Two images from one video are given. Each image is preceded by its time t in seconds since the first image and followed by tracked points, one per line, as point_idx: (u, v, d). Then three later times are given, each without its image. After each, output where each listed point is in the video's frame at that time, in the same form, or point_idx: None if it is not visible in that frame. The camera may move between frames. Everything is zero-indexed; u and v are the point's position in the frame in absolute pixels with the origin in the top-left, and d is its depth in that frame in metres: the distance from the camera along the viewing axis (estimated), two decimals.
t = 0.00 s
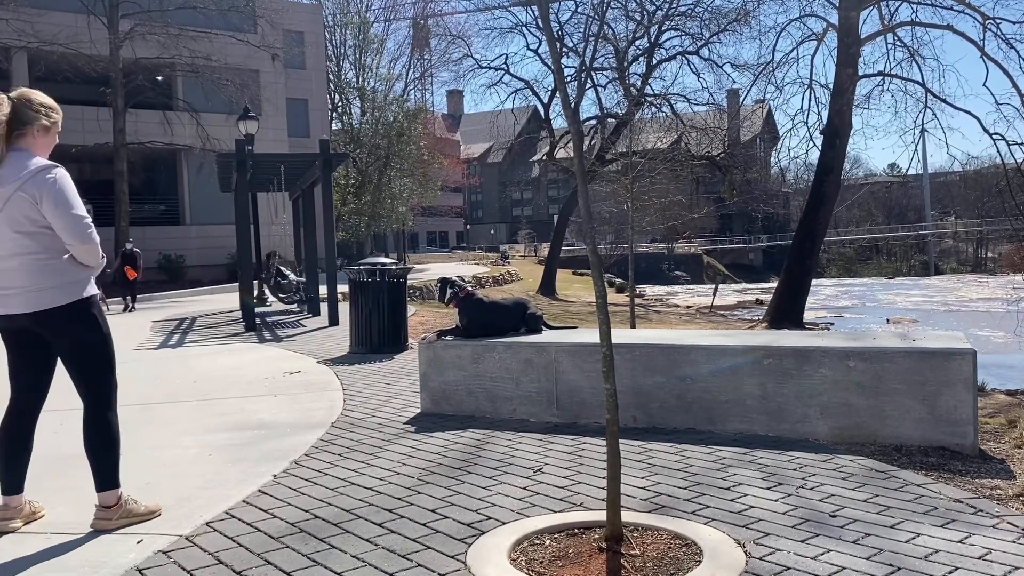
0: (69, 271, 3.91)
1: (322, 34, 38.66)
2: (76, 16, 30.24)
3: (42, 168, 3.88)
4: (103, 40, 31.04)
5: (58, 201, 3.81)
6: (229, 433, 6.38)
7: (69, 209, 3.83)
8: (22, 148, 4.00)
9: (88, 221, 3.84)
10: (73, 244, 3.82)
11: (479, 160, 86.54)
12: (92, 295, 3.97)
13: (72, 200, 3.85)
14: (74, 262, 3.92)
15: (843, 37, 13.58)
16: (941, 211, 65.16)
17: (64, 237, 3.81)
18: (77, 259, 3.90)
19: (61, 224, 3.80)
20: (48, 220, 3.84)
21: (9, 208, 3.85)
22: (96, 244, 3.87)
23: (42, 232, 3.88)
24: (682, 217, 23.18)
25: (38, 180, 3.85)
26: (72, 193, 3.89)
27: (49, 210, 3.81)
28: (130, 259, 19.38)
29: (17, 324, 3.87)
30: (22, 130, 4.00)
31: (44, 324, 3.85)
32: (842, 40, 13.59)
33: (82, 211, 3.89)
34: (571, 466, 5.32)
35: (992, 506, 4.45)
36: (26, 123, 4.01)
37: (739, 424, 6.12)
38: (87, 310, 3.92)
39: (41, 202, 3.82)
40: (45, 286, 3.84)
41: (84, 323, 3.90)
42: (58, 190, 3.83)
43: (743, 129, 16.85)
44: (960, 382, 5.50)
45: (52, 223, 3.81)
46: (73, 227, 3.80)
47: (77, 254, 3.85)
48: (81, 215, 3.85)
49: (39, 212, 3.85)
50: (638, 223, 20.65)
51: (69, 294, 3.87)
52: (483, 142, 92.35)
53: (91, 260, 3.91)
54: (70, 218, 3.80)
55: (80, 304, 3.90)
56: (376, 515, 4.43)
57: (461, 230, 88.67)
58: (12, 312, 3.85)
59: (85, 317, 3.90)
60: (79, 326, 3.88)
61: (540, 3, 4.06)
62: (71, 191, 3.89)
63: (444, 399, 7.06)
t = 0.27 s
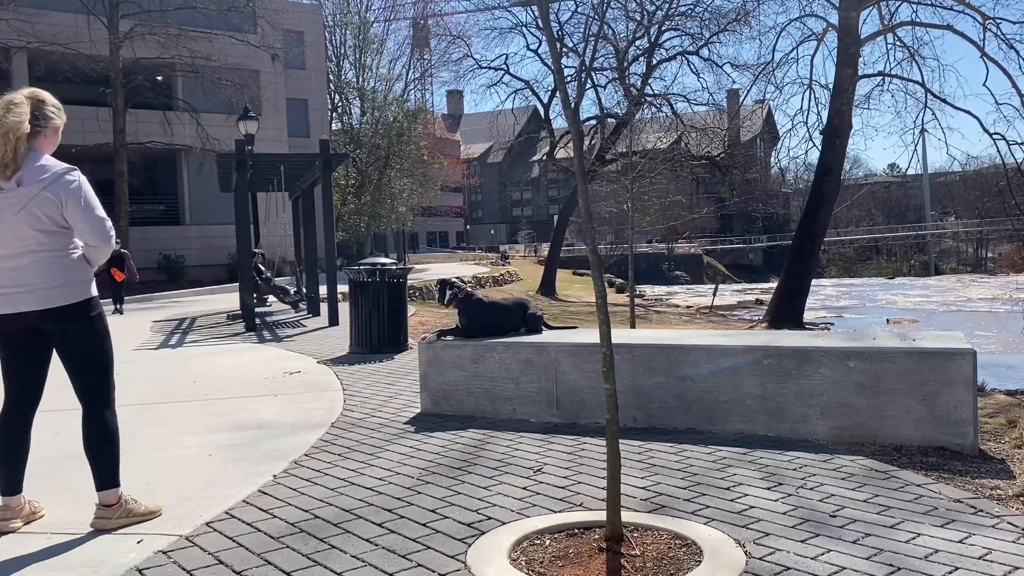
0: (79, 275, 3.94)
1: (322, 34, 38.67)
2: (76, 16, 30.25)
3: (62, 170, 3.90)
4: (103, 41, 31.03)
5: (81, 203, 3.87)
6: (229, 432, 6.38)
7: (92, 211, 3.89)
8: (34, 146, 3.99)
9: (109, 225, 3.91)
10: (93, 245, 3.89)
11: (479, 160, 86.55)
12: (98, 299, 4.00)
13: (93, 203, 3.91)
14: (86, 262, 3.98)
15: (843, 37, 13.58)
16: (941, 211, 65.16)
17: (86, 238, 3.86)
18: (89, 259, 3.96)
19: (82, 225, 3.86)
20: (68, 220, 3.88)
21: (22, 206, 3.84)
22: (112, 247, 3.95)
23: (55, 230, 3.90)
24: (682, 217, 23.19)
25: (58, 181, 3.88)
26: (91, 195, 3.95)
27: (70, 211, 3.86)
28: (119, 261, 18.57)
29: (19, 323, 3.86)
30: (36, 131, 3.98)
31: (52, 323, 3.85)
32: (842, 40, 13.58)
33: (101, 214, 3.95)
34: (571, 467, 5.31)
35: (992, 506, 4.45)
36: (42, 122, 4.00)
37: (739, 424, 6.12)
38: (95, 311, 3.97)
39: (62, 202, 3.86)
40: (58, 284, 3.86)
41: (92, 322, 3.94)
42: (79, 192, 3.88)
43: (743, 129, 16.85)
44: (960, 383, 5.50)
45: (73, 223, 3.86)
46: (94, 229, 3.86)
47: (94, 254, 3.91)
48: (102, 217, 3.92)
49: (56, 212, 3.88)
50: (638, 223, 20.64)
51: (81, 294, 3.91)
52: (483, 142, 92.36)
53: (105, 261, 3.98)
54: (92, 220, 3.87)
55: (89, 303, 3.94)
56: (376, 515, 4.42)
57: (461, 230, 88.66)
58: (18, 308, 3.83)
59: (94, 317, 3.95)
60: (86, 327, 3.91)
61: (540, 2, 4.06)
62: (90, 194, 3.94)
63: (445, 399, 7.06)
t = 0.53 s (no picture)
0: (45, 275, 4.05)
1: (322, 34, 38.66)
2: (76, 16, 30.24)
3: (28, 174, 4.01)
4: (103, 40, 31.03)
5: (47, 207, 3.98)
6: (229, 433, 6.38)
7: (57, 216, 4.01)
8: None
9: (73, 229, 4.04)
10: (58, 250, 4.01)
11: (479, 159, 86.49)
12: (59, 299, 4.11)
13: (58, 207, 4.04)
14: (51, 265, 4.08)
15: (843, 37, 13.57)
16: (941, 211, 65.17)
17: (52, 243, 3.98)
18: (55, 262, 4.08)
19: (49, 230, 3.97)
20: (33, 225, 3.99)
21: None
22: (75, 250, 4.07)
23: (21, 234, 4.00)
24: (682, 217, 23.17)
25: (25, 186, 3.97)
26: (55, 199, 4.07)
27: (37, 215, 3.97)
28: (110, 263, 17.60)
29: None
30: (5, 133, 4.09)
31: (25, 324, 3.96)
32: (843, 40, 13.57)
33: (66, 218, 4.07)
34: (571, 466, 5.32)
35: (992, 506, 4.45)
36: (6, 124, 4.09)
37: (739, 424, 6.12)
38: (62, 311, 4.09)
39: (30, 206, 3.97)
40: (28, 288, 3.96)
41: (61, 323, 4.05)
42: (45, 197, 3.99)
43: (743, 128, 16.83)
44: (961, 382, 5.50)
45: (39, 228, 3.97)
46: (60, 234, 3.99)
47: (57, 258, 4.03)
48: (66, 222, 4.04)
49: (23, 216, 3.98)
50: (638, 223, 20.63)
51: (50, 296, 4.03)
52: (483, 142, 92.34)
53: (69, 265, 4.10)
54: (57, 225, 3.99)
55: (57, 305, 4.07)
56: (376, 515, 4.43)
57: (461, 230, 88.67)
58: None
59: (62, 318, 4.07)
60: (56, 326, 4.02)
61: (540, 3, 4.06)
62: (54, 197, 4.06)
63: (445, 399, 7.06)
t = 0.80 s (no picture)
0: (78, 275, 3.93)
1: (322, 34, 38.68)
2: (76, 16, 30.26)
3: (56, 172, 3.90)
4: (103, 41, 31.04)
5: (72, 205, 3.84)
6: (228, 433, 6.39)
7: (84, 213, 3.86)
8: (33, 150, 4.01)
9: (102, 227, 3.88)
10: (87, 248, 3.86)
11: (479, 160, 86.56)
12: (103, 299, 4.00)
13: (86, 204, 3.88)
14: (86, 265, 3.96)
15: (843, 38, 13.58)
16: (941, 212, 65.18)
17: (79, 241, 3.84)
18: (88, 262, 3.93)
19: (74, 227, 3.83)
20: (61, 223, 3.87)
21: (20, 209, 3.85)
22: (106, 248, 3.91)
23: (53, 234, 3.90)
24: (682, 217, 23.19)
25: (52, 183, 3.86)
26: (85, 196, 3.92)
27: (63, 213, 3.84)
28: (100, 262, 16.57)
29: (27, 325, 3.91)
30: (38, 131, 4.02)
31: (57, 325, 3.87)
32: (843, 40, 13.58)
33: (96, 216, 3.92)
34: (571, 467, 5.31)
35: (992, 507, 4.45)
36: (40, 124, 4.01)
37: (739, 424, 6.12)
38: (98, 312, 3.97)
39: (55, 204, 3.84)
40: (57, 287, 3.86)
41: (98, 323, 3.94)
42: (73, 194, 3.86)
43: (743, 129, 16.84)
44: (961, 383, 5.50)
45: (66, 227, 3.84)
46: (88, 232, 3.84)
47: (88, 257, 3.89)
48: (95, 219, 3.89)
49: (52, 215, 3.87)
50: (639, 223, 20.62)
51: (81, 297, 3.90)
52: (483, 142, 92.38)
53: (102, 263, 3.94)
54: (85, 222, 3.84)
55: (91, 305, 3.94)
56: (376, 516, 4.42)
57: (461, 230, 88.73)
58: (24, 312, 3.86)
59: (96, 318, 3.94)
60: (93, 327, 3.92)
61: (540, 3, 4.06)
62: (84, 195, 3.92)
63: (445, 400, 7.06)
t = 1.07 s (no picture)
0: (81, 272, 3.91)
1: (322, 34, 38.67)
2: (76, 16, 30.24)
3: (63, 168, 3.90)
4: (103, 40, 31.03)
5: (80, 201, 3.84)
6: (228, 433, 6.38)
7: (92, 210, 3.86)
8: (40, 146, 4.00)
9: (110, 223, 3.88)
10: (93, 245, 3.85)
11: (479, 159, 86.54)
12: (103, 297, 3.99)
13: (94, 201, 3.89)
14: (89, 262, 3.95)
15: (843, 37, 13.58)
16: (941, 211, 65.19)
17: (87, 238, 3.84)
18: (92, 258, 3.93)
19: (81, 223, 3.83)
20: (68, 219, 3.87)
21: (24, 204, 3.84)
22: (113, 245, 3.91)
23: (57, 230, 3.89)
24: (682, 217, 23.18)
25: (60, 179, 3.86)
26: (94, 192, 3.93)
27: (71, 208, 3.84)
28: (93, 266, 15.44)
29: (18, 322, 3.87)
30: (41, 126, 4.00)
31: (56, 321, 3.85)
32: (842, 40, 13.58)
33: (104, 212, 3.92)
34: (571, 466, 5.31)
35: (992, 506, 4.45)
36: (46, 122, 4.01)
37: (739, 424, 6.11)
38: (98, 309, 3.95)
39: (62, 201, 3.84)
40: (61, 283, 3.85)
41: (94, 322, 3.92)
42: (80, 190, 3.85)
43: (743, 128, 16.83)
44: (961, 382, 5.50)
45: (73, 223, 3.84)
46: (94, 228, 3.84)
47: (94, 254, 3.88)
48: (103, 216, 3.89)
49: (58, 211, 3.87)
50: (638, 223, 20.61)
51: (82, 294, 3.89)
52: (483, 142, 92.33)
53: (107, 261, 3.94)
54: (91, 219, 3.84)
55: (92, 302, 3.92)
56: (376, 515, 4.43)
57: (461, 229, 88.66)
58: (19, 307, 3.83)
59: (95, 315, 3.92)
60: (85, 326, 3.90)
61: (540, 3, 4.06)
62: (92, 192, 3.92)
63: (445, 399, 7.06)
